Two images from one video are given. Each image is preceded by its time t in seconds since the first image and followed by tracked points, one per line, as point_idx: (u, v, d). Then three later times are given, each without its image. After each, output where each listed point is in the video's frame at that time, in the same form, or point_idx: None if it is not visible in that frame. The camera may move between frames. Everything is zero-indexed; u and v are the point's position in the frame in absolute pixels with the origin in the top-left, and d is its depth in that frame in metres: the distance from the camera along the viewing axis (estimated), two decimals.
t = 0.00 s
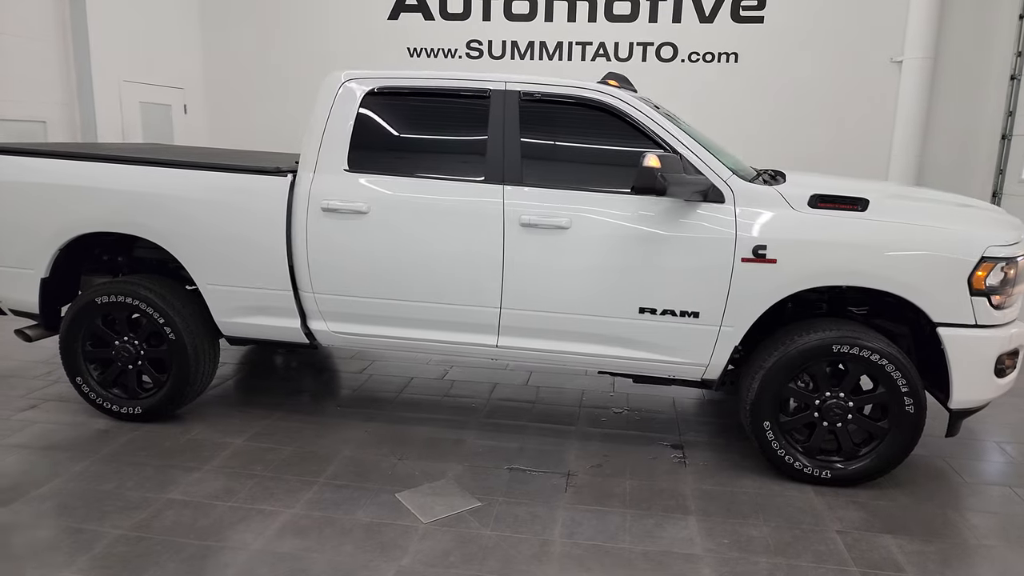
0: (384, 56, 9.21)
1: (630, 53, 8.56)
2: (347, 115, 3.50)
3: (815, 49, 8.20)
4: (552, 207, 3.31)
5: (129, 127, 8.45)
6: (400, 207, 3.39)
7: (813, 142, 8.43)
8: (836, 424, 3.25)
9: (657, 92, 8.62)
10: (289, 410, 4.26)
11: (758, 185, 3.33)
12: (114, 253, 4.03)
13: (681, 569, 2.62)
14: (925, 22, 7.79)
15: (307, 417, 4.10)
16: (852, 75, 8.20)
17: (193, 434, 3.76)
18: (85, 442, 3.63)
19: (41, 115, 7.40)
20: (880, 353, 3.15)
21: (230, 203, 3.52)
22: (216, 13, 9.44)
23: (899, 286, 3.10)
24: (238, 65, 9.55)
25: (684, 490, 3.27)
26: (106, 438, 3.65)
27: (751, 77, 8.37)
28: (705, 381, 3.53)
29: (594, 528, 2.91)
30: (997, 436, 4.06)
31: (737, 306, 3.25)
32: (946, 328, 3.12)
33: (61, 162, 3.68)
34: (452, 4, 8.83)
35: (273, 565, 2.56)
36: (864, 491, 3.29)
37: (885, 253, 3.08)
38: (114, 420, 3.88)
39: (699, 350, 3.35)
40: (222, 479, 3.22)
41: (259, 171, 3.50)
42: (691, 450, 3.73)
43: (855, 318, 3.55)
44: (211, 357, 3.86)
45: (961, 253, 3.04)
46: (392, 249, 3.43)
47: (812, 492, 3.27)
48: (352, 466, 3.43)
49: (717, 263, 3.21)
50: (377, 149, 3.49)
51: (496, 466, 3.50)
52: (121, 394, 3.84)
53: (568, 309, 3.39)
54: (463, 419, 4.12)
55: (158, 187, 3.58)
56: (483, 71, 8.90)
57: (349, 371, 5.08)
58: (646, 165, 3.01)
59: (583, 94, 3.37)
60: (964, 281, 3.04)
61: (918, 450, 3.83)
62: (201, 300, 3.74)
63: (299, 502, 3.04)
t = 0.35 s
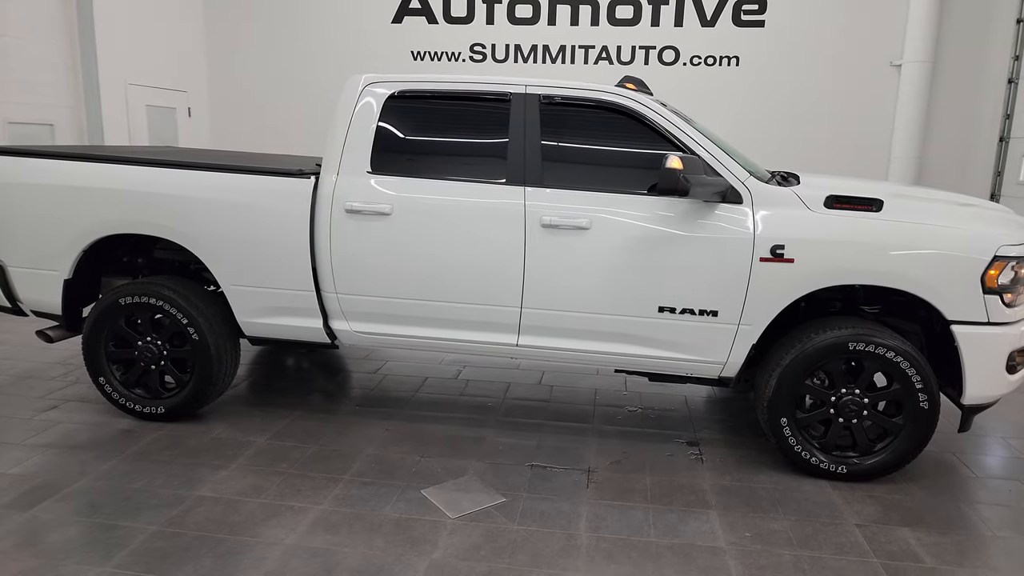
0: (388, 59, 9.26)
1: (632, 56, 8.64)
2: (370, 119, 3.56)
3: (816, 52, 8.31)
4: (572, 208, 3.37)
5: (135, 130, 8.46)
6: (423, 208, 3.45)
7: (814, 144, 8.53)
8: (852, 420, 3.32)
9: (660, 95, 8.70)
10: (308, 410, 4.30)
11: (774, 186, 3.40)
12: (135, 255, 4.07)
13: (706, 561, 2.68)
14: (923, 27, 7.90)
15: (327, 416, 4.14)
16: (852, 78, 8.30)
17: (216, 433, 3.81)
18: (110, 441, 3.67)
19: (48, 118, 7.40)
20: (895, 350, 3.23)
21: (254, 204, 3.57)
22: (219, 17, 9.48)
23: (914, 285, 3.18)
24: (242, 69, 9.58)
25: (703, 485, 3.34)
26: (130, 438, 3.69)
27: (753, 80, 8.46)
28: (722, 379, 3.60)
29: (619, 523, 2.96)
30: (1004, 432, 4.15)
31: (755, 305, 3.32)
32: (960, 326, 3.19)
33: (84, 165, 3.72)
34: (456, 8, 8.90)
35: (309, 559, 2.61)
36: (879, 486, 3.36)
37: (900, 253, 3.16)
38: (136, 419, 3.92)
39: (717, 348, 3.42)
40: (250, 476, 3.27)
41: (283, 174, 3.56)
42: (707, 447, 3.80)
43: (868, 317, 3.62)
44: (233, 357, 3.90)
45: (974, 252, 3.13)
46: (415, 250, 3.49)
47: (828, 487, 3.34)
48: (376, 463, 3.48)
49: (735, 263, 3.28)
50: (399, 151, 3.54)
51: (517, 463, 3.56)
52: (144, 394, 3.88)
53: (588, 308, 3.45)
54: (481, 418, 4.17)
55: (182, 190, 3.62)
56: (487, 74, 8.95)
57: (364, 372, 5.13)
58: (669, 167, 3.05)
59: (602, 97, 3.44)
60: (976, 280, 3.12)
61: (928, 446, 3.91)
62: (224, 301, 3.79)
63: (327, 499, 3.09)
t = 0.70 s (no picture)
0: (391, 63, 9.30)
1: (635, 61, 8.72)
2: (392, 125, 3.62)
3: (816, 57, 8.41)
4: (593, 213, 3.44)
5: (140, 134, 8.47)
6: (445, 213, 3.51)
7: (815, 148, 8.63)
8: (867, 419, 3.39)
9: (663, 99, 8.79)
10: (326, 412, 4.35)
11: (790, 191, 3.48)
12: (154, 259, 4.11)
13: (731, 558, 2.74)
14: (922, 32, 8.02)
15: (346, 418, 4.20)
16: (852, 82, 8.41)
17: (239, 435, 3.85)
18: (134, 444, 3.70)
19: (55, 122, 7.41)
20: (909, 351, 3.30)
21: (278, 210, 3.61)
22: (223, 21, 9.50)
23: (928, 287, 3.25)
24: (245, 73, 9.61)
25: (722, 484, 3.40)
26: (154, 440, 3.73)
27: (754, 84, 8.55)
28: (738, 379, 3.67)
29: (643, 521, 3.02)
30: (1009, 431, 4.25)
31: (773, 307, 3.39)
32: (972, 328, 3.27)
33: (107, 170, 3.76)
34: (459, 12, 8.96)
35: (343, 558, 2.66)
36: (893, 484, 3.44)
37: (914, 257, 3.24)
38: (158, 422, 3.96)
39: (734, 350, 3.49)
40: (277, 478, 3.31)
41: (306, 179, 3.61)
42: (722, 447, 3.87)
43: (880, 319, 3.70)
44: (254, 360, 3.95)
45: (986, 256, 3.21)
46: (437, 254, 3.54)
47: (844, 486, 3.41)
48: (400, 464, 3.53)
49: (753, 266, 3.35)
50: (421, 157, 3.60)
51: (538, 463, 3.62)
52: (166, 397, 3.92)
53: (608, 311, 3.52)
54: (498, 420, 4.23)
55: (205, 195, 3.67)
56: (490, 78, 9.02)
57: (377, 374, 5.18)
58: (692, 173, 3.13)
59: (621, 103, 3.51)
60: (988, 283, 3.21)
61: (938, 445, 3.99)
62: (247, 305, 3.84)
63: (355, 499, 3.14)
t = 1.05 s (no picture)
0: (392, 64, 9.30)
1: (636, 62, 8.75)
2: (408, 128, 3.63)
3: (815, 59, 8.48)
4: (609, 214, 3.46)
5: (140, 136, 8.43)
6: (461, 215, 3.52)
7: (814, 149, 8.69)
8: (881, 418, 3.43)
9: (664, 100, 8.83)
10: (339, 414, 4.36)
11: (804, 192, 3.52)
12: (166, 262, 4.10)
13: (753, 556, 2.77)
14: (921, 34, 8.09)
15: (360, 420, 4.20)
16: (851, 83, 8.47)
17: (254, 438, 3.85)
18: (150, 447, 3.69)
19: (55, 124, 7.36)
20: (923, 350, 3.34)
21: (294, 211, 3.62)
22: (221, 22, 9.49)
23: (942, 287, 3.29)
24: (244, 74, 9.58)
25: (738, 483, 3.43)
26: (169, 443, 3.72)
27: (753, 85, 8.61)
28: (753, 379, 3.71)
29: (664, 520, 3.05)
30: (1016, 429, 4.30)
31: (788, 308, 3.42)
32: (985, 327, 3.31)
33: (121, 173, 3.75)
34: (460, 14, 8.97)
35: (369, 559, 2.67)
36: (907, 482, 3.48)
37: (928, 257, 3.27)
38: (172, 425, 3.95)
39: (750, 350, 3.53)
40: (296, 480, 3.32)
41: (322, 182, 3.61)
42: (735, 446, 3.90)
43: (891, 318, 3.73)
44: (268, 362, 3.94)
45: (998, 256, 3.25)
46: (453, 256, 3.56)
47: (858, 484, 3.45)
48: (417, 465, 3.54)
49: (769, 267, 3.38)
50: (437, 159, 3.61)
51: (554, 464, 3.63)
52: (180, 400, 3.91)
53: (624, 311, 3.54)
54: (511, 421, 4.25)
55: (220, 197, 3.67)
56: (491, 79, 9.03)
57: (387, 376, 5.19)
58: (710, 175, 3.17)
59: (636, 106, 3.54)
60: (1000, 283, 3.25)
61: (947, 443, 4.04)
62: (261, 307, 3.84)
63: (376, 500, 3.15)
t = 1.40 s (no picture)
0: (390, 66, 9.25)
1: (635, 64, 8.76)
2: (419, 129, 3.61)
3: (813, 61, 8.51)
4: (622, 216, 3.44)
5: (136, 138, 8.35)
6: (473, 217, 3.50)
7: (812, 151, 8.71)
8: (895, 419, 3.43)
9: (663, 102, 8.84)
10: (346, 418, 4.31)
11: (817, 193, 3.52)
12: (171, 265, 4.04)
13: (774, 559, 2.75)
14: (918, 37, 8.13)
15: (367, 424, 4.16)
16: (848, 85, 8.50)
17: (262, 443, 3.80)
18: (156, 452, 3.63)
19: (51, 126, 7.28)
20: (937, 351, 3.34)
21: (304, 214, 3.58)
22: (217, 24, 9.43)
23: (956, 288, 3.29)
24: (241, 76, 9.51)
25: (753, 486, 3.42)
26: (176, 449, 3.67)
27: (752, 87, 8.63)
28: (765, 381, 3.70)
29: (682, 524, 3.03)
30: None
31: (802, 309, 3.42)
32: (998, 328, 3.32)
33: (127, 175, 3.70)
34: (459, 16, 8.95)
35: (388, 566, 2.63)
36: (921, 483, 3.48)
37: (942, 258, 3.27)
38: (178, 431, 3.89)
39: (763, 351, 3.52)
40: (308, 486, 3.27)
41: (332, 184, 3.58)
42: (747, 448, 3.89)
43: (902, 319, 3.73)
44: (276, 366, 3.90)
45: (1012, 257, 3.26)
46: (465, 258, 3.53)
47: (873, 485, 3.45)
48: (430, 470, 3.51)
49: (783, 268, 3.37)
50: (449, 161, 3.59)
51: (567, 467, 3.61)
52: (186, 406, 3.86)
53: (637, 313, 3.52)
54: (521, 424, 4.21)
55: (229, 200, 3.63)
56: (490, 81, 9.00)
57: (392, 380, 5.15)
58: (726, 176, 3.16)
59: (649, 107, 3.53)
60: (1014, 284, 3.26)
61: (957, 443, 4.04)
62: (270, 310, 3.80)
63: (390, 506, 3.11)
